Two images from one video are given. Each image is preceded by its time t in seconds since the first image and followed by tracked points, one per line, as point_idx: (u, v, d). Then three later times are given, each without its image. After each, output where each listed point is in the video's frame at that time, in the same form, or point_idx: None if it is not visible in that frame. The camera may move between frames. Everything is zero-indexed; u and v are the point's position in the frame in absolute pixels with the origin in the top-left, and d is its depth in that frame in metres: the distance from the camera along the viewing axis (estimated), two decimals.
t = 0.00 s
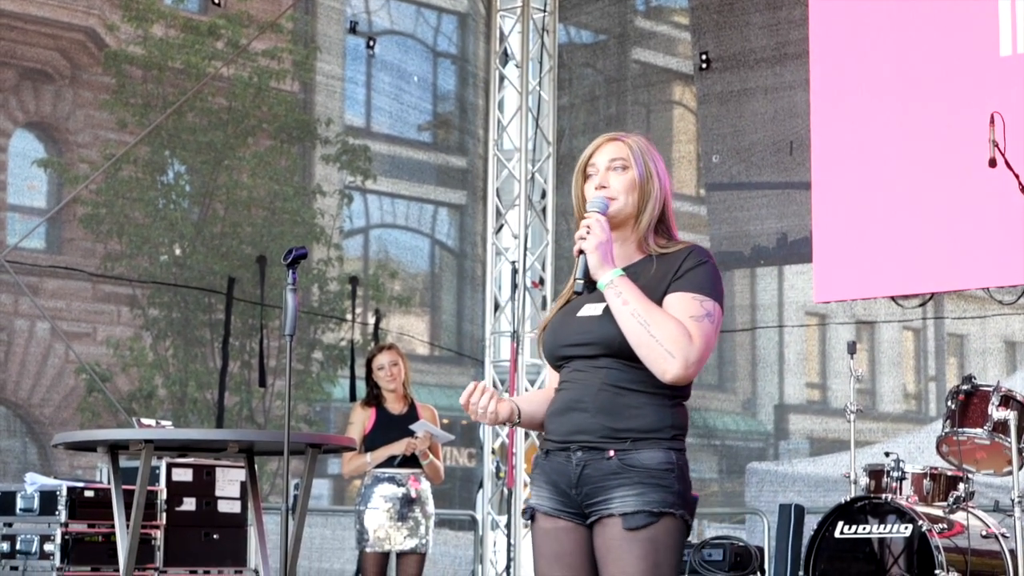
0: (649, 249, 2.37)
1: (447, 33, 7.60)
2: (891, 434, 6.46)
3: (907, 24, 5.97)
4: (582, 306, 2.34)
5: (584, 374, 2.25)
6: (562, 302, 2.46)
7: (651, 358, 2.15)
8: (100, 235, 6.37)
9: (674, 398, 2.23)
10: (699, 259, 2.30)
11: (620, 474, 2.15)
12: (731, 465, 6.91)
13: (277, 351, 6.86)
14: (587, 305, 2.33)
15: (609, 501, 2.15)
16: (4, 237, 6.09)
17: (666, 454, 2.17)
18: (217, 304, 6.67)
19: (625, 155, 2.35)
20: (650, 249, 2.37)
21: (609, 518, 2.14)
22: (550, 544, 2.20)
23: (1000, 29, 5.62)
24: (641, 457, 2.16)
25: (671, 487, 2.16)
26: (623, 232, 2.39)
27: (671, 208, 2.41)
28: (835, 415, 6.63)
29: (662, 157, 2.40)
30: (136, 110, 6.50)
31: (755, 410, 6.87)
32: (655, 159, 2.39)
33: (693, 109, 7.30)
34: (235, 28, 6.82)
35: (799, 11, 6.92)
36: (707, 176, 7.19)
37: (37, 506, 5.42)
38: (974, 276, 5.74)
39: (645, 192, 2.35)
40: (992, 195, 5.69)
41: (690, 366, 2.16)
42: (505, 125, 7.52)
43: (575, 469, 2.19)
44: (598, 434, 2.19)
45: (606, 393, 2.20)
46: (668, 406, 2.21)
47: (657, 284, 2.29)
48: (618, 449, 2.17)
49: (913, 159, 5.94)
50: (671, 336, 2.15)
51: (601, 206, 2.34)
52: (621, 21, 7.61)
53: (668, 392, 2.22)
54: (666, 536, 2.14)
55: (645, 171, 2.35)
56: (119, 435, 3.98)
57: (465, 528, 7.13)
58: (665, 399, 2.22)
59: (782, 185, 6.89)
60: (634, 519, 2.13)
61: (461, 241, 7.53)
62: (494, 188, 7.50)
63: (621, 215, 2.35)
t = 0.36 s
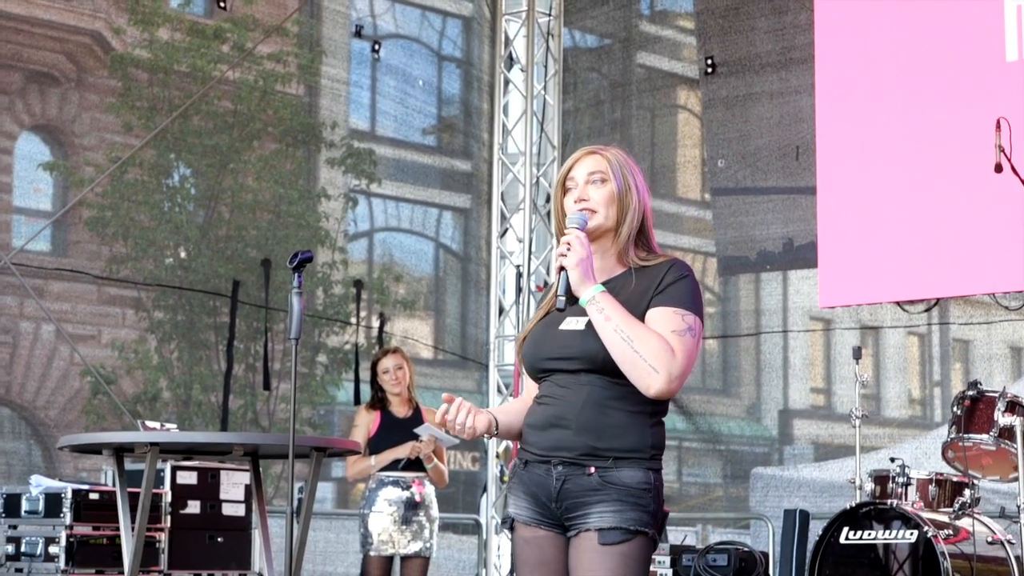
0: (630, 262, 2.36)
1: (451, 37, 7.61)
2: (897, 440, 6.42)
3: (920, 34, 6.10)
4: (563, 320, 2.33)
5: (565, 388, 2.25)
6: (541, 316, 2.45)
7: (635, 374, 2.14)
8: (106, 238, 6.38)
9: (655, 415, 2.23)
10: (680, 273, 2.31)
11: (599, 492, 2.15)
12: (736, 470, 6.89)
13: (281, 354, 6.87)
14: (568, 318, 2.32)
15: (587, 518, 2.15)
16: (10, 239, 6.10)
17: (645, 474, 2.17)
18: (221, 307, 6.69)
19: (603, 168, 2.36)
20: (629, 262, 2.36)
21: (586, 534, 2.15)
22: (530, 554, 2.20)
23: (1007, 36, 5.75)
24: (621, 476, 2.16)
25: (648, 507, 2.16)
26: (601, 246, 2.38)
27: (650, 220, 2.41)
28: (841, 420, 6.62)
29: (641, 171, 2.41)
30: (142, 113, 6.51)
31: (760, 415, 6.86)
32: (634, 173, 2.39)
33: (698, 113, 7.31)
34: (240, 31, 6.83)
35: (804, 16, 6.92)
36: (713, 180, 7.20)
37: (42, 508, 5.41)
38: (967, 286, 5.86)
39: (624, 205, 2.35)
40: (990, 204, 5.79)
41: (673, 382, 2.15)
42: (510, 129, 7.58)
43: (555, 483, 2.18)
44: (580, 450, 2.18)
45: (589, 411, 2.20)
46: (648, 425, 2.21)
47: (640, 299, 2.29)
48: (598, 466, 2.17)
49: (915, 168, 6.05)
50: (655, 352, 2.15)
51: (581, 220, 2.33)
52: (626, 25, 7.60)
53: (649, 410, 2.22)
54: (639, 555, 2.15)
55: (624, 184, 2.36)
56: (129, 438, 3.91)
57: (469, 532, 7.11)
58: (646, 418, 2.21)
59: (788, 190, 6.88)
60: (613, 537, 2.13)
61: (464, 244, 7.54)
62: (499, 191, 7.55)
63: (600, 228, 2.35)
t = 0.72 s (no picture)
0: (638, 267, 2.39)
1: (470, 43, 7.61)
2: (918, 446, 6.41)
3: (939, 51, 6.38)
4: (575, 321, 2.31)
5: (581, 391, 2.24)
6: (542, 317, 2.41)
7: (658, 370, 2.15)
8: (125, 245, 6.39)
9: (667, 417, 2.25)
10: (688, 274, 2.34)
11: (618, 496, 2.15)
12: (756, 475, 6.88)
13: (300, 361, 6.87)
14: (580, 319, 2.31)
15: (606, 522, 2.15)
16: (30, 246, 6.12)
17: (661, 478, 2.17)
18: (241, 313, 6.68)
19: (609, 172, 2.36)
20: (637, 267, 2.39)
21: (606, 538, 2.14)
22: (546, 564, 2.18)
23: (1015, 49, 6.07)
24: (639, 480, 2.16)
25: (665, 511, 2.16)
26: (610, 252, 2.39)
27: (653, 225, 2.43)
28: (861, 426, 6.61)
29: (643, 180, 2.43)
30: (161, 120, 6.53)
31: (780, 421, 6.85)
32: (637, 179, 2.41)
33: (717, 119, 7.32)
34: (259, 38, 6.85)
35: (823, 22, 6.94)
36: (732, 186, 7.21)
37: (61, 514, 5.42)
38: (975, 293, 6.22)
39: (630, 210, 2.37)
40: (994, 212, 6.11)
41: (695, 377, 2.17)
42: (528, 135, 7.52)
43: (572, 489, 2.18)
44: (597, 456, 2.18)
45: (606, 416, 2.20)
46: (662, 428, 2.22)
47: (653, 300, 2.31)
48: (616, 471, 2.17)
49: (924, 176, 6.39)
50: (675, 347, 2.16)
51: (591, 223, 2.33)
52: (644, 31, 7.59)
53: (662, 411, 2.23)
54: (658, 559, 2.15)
55: (630, 190, 2.37)
56: (143, 444, 3.97)
57: (488, 538, 7.14)
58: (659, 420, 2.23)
59: (807, 196, 6.89)
60: (633, 540, 2.12)
61: (484, 251, 7.54)
62: (518, 198, 7.49)
63: (608, 232, 2.35)
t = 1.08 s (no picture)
0: (638, 269, 2.39)
1: (478, 45, 7.61)
2: (928, 446, 6.42)
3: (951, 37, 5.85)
4: (578, 322, 2.31)
5: (589, 392, 2.24)
6: (542, 317, 2.38)
7: (660, 369, 2.16)
8: (134, 249, 6.39)
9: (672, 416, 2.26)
10: (689, 276, 2.35)
11: (634, 490, 2.16)
12: (766, 476, 6.88)
13: (309, 364, 6.88)
14: (585, 319, 2.30)
15: (622, 517, 2.15)
16: (39, 250, 6.12)
17: (673, 472, 2.20)
18: (250, 317, 6.69)
19: (606, 173, 2.36)
20: (636, 270, 2.39)
21: (622, 532, 2.14)
22: (560, 562, 2.18)
23: None
24: (652, 473, 2.18)
25: (677, 504, 2.19)
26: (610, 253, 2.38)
27: (652, 227, 2.43)
28: (870, 426, 6.62)
29: (642, 181, 2.42)
30: (169, 124, 6.53)
31: (790, 421, 6.86)
32: (636, 179, 2.40)
33: (726, 120, 7.32)
34: (267, 42, 6.85)
35: (831, 22, 6.94)
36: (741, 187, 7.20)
37: (71, 518, 5.41)
38: (979, 294, 5.79)
39: (626, 213, 2.35)
40: (999, 215, 5.63)
41: (697, 376, 2.18)
42: (536, 137, 7.57)
43: (586, 486, 2.18)
44: (611, 452, 2.18)
45: (616, 414, 2.20)
46: (669, 426, 2.24)
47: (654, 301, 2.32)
48: (630, 466, 2.18)
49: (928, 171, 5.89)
50: (678, 347, 2.17)
51: (590, 224, 2.33)
52: (653, 32, 7.60)
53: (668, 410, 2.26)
54: (670, 552, 2.17)
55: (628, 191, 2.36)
56: (152, 447, 3.93)
57: (498, 540, 7.15)
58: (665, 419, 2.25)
59: (814, 197, 6.88)
60: (649, 529, 2.14)
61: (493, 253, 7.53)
62: (526, 200, 7.51)
63: (606, 233, 2.35)
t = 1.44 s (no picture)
0: (645, 264, 2.38)
1: (481, 41, 7.62)
2: (932, 441, 6.43)
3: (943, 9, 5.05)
4: (584, 318, 2.31)
5: (591, 388, 2.24)
6: (547, 313, 2.38)
7: (665, 367, 2.16)
8: (137, 246, 6.39)
9: (678, 412, 2.27)
10: (695, 273, 2.35)
11: (634, 485, 2.16)
12: (770, 471, 6.89)
13: (313, 360, 6.88)
14: (589, 315, 2.30)
15: (621, 511, 2.16)
16: (42, 247, 6.13)
17: (676, 467, 2.19)
18: (254, 313, 6.69)
19: (615, 168, 2.36)
20: (643, 265, 2.38)
21: (620, 527, 2.15)
22: (561, 558, 2.19)
23: None
24: (654, 469, 2.18)
25: (679, 499, 2.18)
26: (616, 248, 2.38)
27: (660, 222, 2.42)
28: (875, 421, 6.62)
29: (649, 176, 2.42)
30: (172, 121, 6.53)
31: (794, 417, 6.86)
32: (644, 175, 2.40)
33: (729, 115, 7.32)
34: (270, 38, 6.85)
35: (835, 17, 6.95)
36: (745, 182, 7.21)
37: (76, 515, 5.42)
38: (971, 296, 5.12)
39: (636, 207, 2.36)
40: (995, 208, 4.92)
41: (702, 374, 2.19)
42: (540, 133, 7.52)
43: (587, 482, 2.19)
44: (613, 448, 2.19)
45: (619, 410, 2.21)
46: (673, 421, 2.24)
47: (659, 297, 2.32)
48: (632, 461, 2.18)
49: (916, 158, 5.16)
50: (683, 344, 2.17)
51: (598, 218, 2.32)
52: (655, 28, 7.60)
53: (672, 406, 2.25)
54: (670, 547, 2.16)
55: (636, 187, 2.36)
56: (156, 444, 3.93)
57: (502, 535, 7.17)
58: (669, 414, 2.25)
59: (818, 192, 6.91)
60: (648, 524, 2.14)
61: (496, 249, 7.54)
62: (530, 196, 7.48)
63: (614, 228, 2.35)
